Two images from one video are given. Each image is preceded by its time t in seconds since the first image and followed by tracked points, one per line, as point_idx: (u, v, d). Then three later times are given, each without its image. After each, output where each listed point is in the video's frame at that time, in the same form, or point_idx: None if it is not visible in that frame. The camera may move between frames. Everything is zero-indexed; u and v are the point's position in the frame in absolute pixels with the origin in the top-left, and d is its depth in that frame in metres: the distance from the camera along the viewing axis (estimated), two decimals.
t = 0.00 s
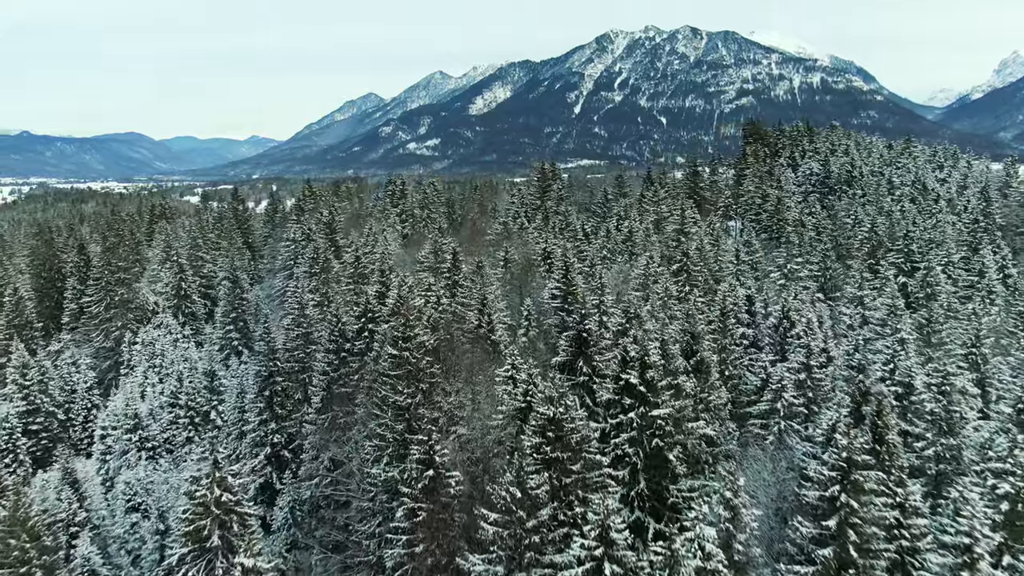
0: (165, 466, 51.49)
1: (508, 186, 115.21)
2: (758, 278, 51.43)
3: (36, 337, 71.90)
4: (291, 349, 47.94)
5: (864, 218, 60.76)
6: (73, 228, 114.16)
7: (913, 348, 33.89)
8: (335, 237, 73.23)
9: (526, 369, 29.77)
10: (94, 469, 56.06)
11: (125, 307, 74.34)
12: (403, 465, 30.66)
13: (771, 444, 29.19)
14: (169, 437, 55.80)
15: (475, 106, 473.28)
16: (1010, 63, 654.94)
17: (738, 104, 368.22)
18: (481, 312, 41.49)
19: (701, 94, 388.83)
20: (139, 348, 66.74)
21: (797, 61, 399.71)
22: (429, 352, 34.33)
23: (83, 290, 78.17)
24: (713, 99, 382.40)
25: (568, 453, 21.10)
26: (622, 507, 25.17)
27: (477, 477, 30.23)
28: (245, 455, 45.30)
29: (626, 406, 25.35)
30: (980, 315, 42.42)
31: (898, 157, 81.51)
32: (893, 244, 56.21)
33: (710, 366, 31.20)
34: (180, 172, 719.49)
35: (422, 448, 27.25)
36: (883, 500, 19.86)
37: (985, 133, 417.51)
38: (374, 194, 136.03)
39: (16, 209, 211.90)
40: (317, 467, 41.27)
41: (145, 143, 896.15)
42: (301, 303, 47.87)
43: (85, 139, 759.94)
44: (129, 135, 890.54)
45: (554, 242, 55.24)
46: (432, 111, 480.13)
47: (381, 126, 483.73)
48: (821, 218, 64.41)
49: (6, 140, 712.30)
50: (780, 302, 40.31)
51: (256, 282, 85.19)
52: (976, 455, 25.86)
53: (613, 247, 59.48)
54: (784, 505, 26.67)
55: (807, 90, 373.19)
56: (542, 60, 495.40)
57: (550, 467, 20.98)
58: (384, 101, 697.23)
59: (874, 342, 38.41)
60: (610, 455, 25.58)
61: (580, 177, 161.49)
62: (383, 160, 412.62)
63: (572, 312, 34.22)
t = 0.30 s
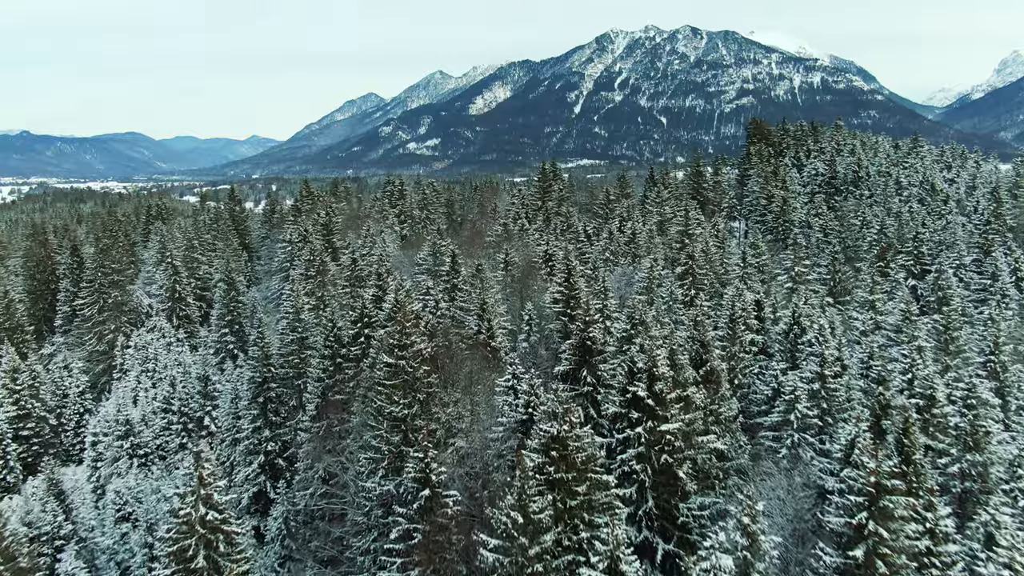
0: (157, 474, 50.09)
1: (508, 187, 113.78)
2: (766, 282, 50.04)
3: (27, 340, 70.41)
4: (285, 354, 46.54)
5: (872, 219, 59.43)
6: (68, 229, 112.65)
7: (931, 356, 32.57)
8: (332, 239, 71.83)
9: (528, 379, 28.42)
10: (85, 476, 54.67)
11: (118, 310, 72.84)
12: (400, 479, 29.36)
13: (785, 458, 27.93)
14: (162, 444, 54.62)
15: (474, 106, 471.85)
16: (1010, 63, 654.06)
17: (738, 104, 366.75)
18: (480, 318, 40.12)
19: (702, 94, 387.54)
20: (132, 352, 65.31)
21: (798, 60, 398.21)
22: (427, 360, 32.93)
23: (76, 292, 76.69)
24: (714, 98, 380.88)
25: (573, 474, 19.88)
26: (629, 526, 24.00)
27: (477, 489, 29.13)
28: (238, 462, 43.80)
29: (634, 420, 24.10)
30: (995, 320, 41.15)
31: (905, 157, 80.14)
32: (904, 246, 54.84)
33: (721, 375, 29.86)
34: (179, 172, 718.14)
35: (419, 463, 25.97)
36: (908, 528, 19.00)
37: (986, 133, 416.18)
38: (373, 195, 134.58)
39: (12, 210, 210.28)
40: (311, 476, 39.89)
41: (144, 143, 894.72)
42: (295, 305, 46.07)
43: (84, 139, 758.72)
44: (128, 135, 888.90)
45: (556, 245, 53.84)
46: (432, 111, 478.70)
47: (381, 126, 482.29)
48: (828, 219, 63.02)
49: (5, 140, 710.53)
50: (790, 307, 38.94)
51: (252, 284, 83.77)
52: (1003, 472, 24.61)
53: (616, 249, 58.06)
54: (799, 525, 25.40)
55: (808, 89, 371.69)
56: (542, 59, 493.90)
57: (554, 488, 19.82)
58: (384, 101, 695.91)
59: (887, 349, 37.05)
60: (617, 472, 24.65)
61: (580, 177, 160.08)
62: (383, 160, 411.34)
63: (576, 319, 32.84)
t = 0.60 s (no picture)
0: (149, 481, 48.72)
1: (507, 187, 112.36)
2: (774, 284, 48.71)
3: (20, 344, 69.10)
4: (279, 360, 45.20)
5: (881, 221, 58.12)
6: (62, 229, 111.08)
7: (950, 365, 31.32)
8: (328, 240, 70.42)
9: (530, 390, 27.10)
10: (76, 484, 53.32)
11: (112, 312, 71.36)
12: (396, 494, 28.17)
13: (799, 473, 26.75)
14: (154, 450, 51.78)
15: (475, 106, 470.26)
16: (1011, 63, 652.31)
17: (739, 104, 365.25)
18: (480, 323, 38.78)
19: (701, 94, 386.27)
20: (124, 356, 63.90)
21: (798, 60, 396.67)
22: (424, 368, 31.54)
23: (68, 295, 75.18)
24: (714, 98, 379.34)
25: (579, 497, 18.85)
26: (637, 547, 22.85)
27: (476, 505, 28.13)
28: (233, 470, 42.62)
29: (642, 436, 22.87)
30: (1012, 325, 39.93)
31: (912, 157, 78.77)
32: (914, 248, 53.55)
33: (732, 385, 28.55)
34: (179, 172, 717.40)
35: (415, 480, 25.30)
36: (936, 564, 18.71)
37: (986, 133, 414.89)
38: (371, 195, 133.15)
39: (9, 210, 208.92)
40: (305, 486, 38.60)
41: (144, 143, 893.56)
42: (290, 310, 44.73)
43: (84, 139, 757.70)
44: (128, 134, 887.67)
45: (557, 247, 52.47)
46: (432, 110, 477.62)
47: (381, 126, 480.72)
48: (836, 220, 61.65)
49: (5, 140, 709.67)
50: (800, 312, 37.67)
51: (249, 285, 82.37)
52: None
53: (619, 251, 56.67)
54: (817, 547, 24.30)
55: (808, 89, 370.13)
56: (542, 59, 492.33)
57: (559, 512, 18.81)
58: (384, 101, 694.57)
59: (902, 356, 35.69)
60: (623, 490, 23.37)
61: (580, 177, 158.57)
62: (382, 160, 410.22)
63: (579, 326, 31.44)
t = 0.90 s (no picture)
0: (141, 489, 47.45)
1: (507, 187, 110.98)
2: (782, 287, 47.37)
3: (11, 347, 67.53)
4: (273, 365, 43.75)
5: (890, 222, 56.79)
6: (56, 229, 109.56)
7: (971, 374, 30.03)
8: (325, 241, 69.04)
9: (532, 402, 25.77)
10: (66, 493, 51.29)
11: (105, 315, 69.96)
12: (391, 510, 26.91)
13: (815, 489, 25.41)
14: (145, 458, 49.49)
15: (474, 105, 468.68)
16: (1011, 62, 650.90)
17: (739, 104, 363.86)
18: (479, 328, 37.39)
19: (701, 94, 384.72)
20: (117, 360, 62.49)
21: (798, 60, 395.27)
22: (421, 378, 30.04)
23: (61, 297, 73.73)
24: (714, 98, 377.88)
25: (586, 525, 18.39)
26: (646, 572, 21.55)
27: (476, 523, 27.30)
28: (225, 479, 41.24)
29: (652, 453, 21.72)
30: None
31: (919, 156, 77.45)
32: (925, 250, 52.24)
33: (744, 397, 27.19)
34: (178, 172, 715.85)
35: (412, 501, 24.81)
36: None
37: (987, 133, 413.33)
38: (370, 195, 131.78)
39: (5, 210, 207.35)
40: (298, 497, 37.23)
41: (143, 143, 892.26)
42: (284, 315, 43.24)
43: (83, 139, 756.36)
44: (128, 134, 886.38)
45: (559, 248, 51.13)
46: (432, 110, 476.29)
47: (381, 125, 479.14)
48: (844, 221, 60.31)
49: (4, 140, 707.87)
50: (812, 317, 36.31)
51: (245, 287, 80.98)
52: None
53: (623, 252, 55.33)
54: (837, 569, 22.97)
55: (808, 89, 368.78)
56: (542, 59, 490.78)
57: (564, 540, 18.31)
58: (383, 101, 693.18)
59: (918, 364, 34.36)
60: (631, 510, 22.08)
61: (580, 176, 157.13)
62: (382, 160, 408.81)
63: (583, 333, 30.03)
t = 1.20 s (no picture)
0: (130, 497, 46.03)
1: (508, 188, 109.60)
2: (790, 291, 46.03)
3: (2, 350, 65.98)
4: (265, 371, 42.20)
5: (900, 224, 55.45)
6: (50, 229, 108.01)
7: (994, 384, 28.71)
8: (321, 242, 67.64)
9: (534, 415, 24.43)
10: (55, 501, 49.17)
11: (97, 317, 68.48)
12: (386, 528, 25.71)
13: (833, 507, 24.17)
14: (137, 465, 47.34)
15: (474, 105, 467.26)
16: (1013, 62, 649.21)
17: (739, 104, 362.46)
18: (479, 334, 35.91)
19: (702, 94, 383.20)
20: (108, 364, 61.05)
21: (798, 60, 393.94)
22: (417, 388, 28.55)
23: (52, 299, 72.17)
24: (714, 97, 376.38)
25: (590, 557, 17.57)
26: None
27: (475, 543, 26.04)
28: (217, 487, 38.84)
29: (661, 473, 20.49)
30: None
31: (927, 156, 76.11)
32: (937, 252, 50.93)
33: (757, 410, 25.84)
34: (178, 172, 714.99)
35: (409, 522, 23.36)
36: None
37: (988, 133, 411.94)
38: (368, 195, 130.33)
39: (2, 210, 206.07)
40: (292, 508, 36.29)
41: (143, 143, 891.22)
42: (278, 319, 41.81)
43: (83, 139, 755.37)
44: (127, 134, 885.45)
45: (561, 250, 49.73)
46: (432, 110, 475.18)
47: (381, 125, 477.92)
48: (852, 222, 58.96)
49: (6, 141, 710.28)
50: (825, 323, 34.90)
51: (241, 289, 79.56)
52: None
53: (626, 254, 53.92)
54: None
55: (807, 90, 367.45)
56: (542, 59, 489.60)
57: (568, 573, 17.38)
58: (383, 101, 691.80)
59: (935, 372, 33.05)
60: (639, 532, 20.76)
61: (581, 177, 155.75)
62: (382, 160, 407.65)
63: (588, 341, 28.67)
